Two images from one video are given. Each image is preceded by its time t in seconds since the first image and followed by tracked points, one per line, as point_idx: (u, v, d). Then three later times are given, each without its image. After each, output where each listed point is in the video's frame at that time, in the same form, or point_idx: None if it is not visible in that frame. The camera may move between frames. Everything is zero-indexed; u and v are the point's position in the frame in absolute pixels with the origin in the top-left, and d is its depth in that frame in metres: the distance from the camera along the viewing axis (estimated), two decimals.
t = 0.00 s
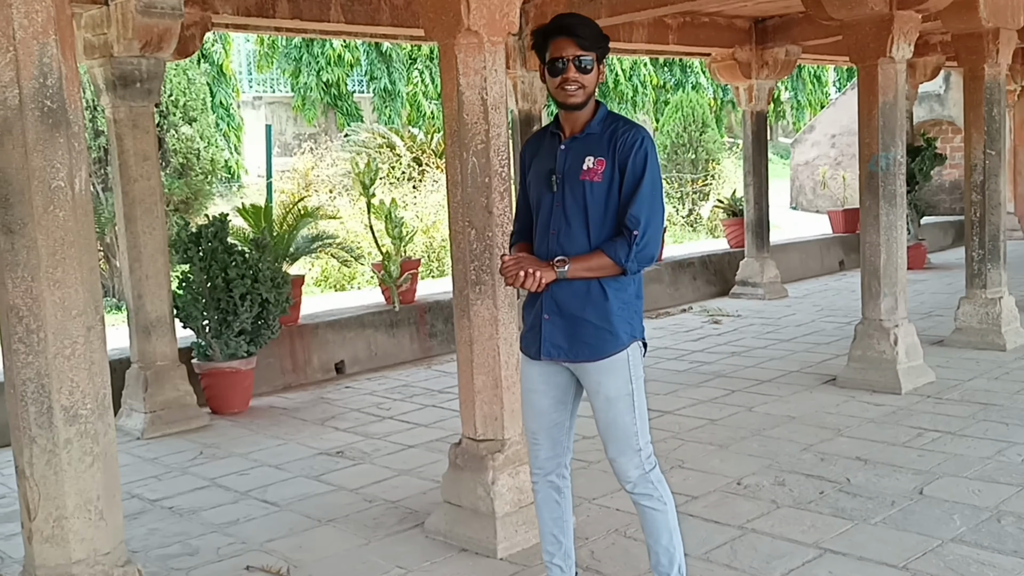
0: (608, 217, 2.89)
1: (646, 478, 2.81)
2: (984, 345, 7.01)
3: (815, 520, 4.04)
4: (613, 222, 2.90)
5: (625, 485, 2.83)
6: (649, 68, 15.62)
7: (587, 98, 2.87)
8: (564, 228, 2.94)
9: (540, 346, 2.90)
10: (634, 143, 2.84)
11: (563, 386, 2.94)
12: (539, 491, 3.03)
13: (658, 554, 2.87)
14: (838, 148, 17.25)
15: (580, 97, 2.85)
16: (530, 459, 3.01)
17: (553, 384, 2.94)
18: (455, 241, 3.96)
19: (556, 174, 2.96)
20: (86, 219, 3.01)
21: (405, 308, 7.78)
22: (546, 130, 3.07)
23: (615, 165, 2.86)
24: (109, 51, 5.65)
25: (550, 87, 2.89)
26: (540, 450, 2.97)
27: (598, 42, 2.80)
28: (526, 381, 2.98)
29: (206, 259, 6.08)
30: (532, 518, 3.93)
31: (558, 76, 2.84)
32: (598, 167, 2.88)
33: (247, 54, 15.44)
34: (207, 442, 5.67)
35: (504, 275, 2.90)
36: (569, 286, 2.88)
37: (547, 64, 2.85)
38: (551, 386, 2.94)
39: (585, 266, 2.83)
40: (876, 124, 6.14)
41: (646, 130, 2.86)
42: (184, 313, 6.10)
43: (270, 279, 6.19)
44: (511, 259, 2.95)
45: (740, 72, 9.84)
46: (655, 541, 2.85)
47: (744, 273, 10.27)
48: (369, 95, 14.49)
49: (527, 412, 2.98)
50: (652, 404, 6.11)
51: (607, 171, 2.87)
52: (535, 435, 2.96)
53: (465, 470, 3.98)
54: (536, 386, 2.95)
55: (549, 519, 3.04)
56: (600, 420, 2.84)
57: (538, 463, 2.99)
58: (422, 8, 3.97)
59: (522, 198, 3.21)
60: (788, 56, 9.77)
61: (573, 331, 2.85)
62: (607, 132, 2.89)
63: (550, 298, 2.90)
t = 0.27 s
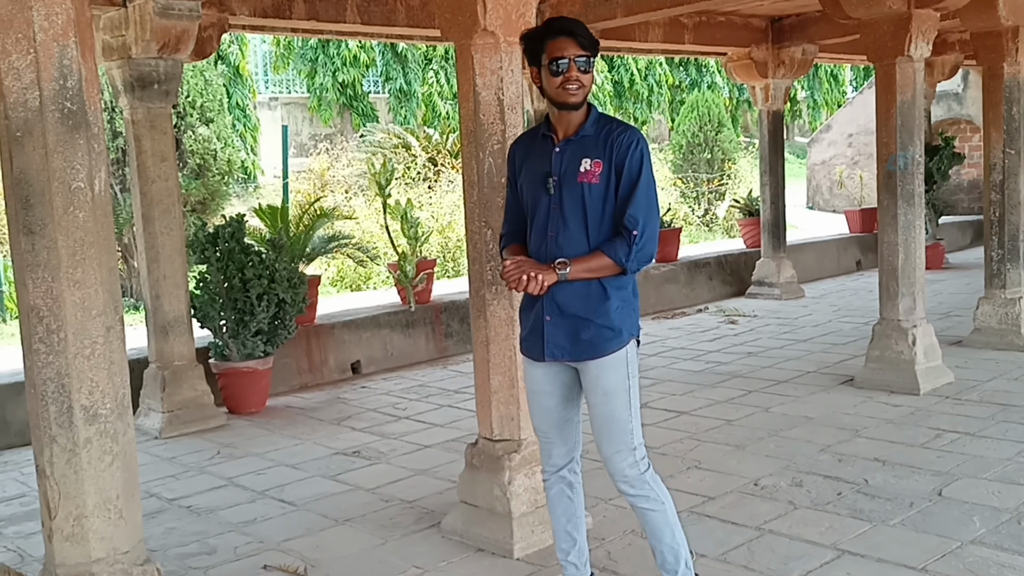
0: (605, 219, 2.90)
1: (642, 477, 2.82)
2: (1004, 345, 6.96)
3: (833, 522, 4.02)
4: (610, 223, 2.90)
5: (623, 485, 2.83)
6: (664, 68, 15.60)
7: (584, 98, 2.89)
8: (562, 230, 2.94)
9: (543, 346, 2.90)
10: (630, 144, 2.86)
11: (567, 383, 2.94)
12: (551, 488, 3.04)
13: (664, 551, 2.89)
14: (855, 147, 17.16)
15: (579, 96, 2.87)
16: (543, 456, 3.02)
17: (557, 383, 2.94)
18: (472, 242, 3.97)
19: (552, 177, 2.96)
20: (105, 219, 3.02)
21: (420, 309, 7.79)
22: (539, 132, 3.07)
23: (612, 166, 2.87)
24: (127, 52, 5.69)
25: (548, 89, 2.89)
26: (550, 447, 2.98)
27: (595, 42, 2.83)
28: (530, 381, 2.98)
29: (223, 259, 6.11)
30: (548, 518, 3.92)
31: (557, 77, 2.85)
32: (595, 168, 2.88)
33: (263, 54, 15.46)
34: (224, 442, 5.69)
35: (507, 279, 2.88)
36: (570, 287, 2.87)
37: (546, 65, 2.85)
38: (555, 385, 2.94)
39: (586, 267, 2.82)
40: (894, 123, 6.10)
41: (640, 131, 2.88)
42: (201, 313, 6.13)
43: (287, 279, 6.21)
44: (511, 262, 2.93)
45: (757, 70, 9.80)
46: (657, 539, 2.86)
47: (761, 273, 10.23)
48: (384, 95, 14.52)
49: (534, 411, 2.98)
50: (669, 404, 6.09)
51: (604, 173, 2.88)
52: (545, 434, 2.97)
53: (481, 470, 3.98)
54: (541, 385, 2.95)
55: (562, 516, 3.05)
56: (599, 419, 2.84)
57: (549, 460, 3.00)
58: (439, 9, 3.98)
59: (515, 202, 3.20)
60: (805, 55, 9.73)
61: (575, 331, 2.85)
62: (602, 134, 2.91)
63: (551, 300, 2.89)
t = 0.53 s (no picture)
0: (615, 219, 2.90)
1: (665, 470, 2.84)
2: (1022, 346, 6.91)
3: (850, 523, 4.00)
4: (620, 223, 2.91)
5: (646, 478, 2.84)
6: (680, 67, 15.59)
7: (588, 99, 2.90)
8: (573, 231, 2.92)
9: (563, 347, 2.88)
10: (637, 144, 2.88)
11: (581, 384, 2.95)
12: (565, 490, 3.04)
13: (680, 548, 2.90)
14: (872, 147, 17.07)
15: (585, 97, 2.87)
16: (556, 459, 3.02)
17: (571, 384, 2.94)
18: (487, 242, 3.97)
19: (560, 177, 2.94)
20: (124, 220, 3.04)
21: (435, 309, 7.80)
22: (541, 135, 3.05)
23: (621, 166, 2.89)
24: (145, 54, 5.73)
25: (553, 90, 2.89)
26: (565, 449, 2.98)
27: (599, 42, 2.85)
28: (543, 384, 2.98)
29: (239, 260, 6.14)
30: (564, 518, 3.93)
31: (564, 79, 2.84)
32: (605, 168, 2.89)
33: (278, 55, 15.43)
34: (240, 441, 5.72)
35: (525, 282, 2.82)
36: (587, 286, 2.85)
37: (552, 68, 2.84)
38: (568, 387, 2.94)
39: (604, 266, 2.81)
40: (911, 123, 6.07)
41: (645, 131, 2.91)
42: (218, 313, 6.16)
43: (303, 280, 6.24)
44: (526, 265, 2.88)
45: (772, 70, 9.77)
46: (677, 533, 2.86)
47: (777, 273, 10.19)
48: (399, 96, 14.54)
49: (547, 414, 2.98)
50: (685, 405, 6.08)
51: (614, 173, 2.89)
52: (560, 436, 2.97)
53: (497, 470, 3.99)
54: (555, 388, 2.95)
55: (575, 519, 3.05)
56: (621, 415, 2.85)
57: (564, 462, 3.00)
58: (454, 9, 3.98)
59: (514, 206, 3.17)
60: (821, 55, 9.69)
61: (594, 330, 2.84)
62: (607, 134, 2.92)
63: (569, 300, 2.86)
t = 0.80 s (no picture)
0: (626, 217, 2.93)
1: (683, 465, 2.87)
2: None
3: (859, 524, 3.99)
4: (629, 222, 2.93)
5: (666, 472, 2.85)
6: (688, 67, 15.59)
7: (591, 97, 2.89)
8: (587, 232, 2.92)
9: (583, 348, 2.86)
10: (643, 143, 2.92)
11: (592, 385, 2.94)
12: (572, 492, 3.02)
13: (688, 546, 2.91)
14: (881, 146, 17.02)
15: (589, 95, 2.87)
16: (564, 461, 2.99)
17: (583, 384, 2.93)
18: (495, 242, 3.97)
19: (571, 178, 2.92)
20: (131, 221, 3.05)
21: (443, 309, 7.80)
22: (544, 137, 3.03)
23: (630, 165, 2.91)
24: (153, 56, 5.75)
25: (556, 90, 2.87)
26: (574, 451, 2.96)
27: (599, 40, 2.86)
28: (553, 386, 2.95)
29: (247, 260, 6.15)
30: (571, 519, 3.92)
31: (567, 78, 2.84)
32: (615, 167, 2.90)
33: (286, 55, 15.42)
34: (248, 441, 5.74)
35: (551, 285, 2.78)
36: (607, 285, 2.85)
37: (554, 67, 2.84)
38: (580, 388, 2.93)
39: (624, 264, 2.82)
40: (920, 122, 6.04)
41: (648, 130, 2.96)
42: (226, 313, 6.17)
43: (310, 280, 6.25)
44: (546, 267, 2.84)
45: (781, 70, 9.76)
46: (690, 528, 2.87)
47: (785, 273, 10.17)
48: (407, 96, 14.57)
49: (557, 416, 2.96)
50: (693, 405, 6.07)
51: (623, 172, 2.91)
52: (570, 438, 2.94)
53: (504, 471, 3.98)
54: (566, 390, 2.93)
55: (582, 520, 3.03)
56: (639, 411, 2.85)
57: (573, 463, 2.98)
58: (461, 10, 3.98)
59: (515, 211, 3.10)
60: (830, 54, 9.67)
61: (613, 328, 2.85)
62: (612, 133, 2.94)
63: (589, 301, 2.86)
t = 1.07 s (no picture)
0: (637, 217, 2.94)
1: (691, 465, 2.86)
2: None
3: (863, 524, 3.98)
4: (640, 221, 2.95)
5: (674, 473, 2.84)
6: (691, 67, 15.46)
7: (600, 96, 2.90)
8: (601, 232, 2.91)
9: (599, 347, 2.86)
10: (653, 142, 2.94)
11: (603, 386, 2.94)
12: (578, 493, 3.01)
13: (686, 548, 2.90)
14: (885, 146, 16.98)
15: (598, 94, 2.87)
16: (572, 461, 2.98)
17: (595, 385, 2.93)
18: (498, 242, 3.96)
19: (584, 176, 2.92)
20: (134, 221, 3.06)
21: (446, 309, 7.81)
22: (553, 136, 3.02)
23: (641, 163, 2.93)
24: (157, 56, 5.75)
25: (565, 90, 2.88)
26: (582, 451, 2.95)
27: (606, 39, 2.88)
28: (564, 387, 2.95)
29: (251, 260, 6.15)
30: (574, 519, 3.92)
31: (576, 77, 2.84)
32: (627, 165, 2.91)
33: (290, 56, 15.46)
34: (252, 441, 5.74)
35: (573, 287, 2.77)
36: (623, 285, 2.85)
37: (563, 66, 2.84)
38: (592, 388, 2.93)
39: (641, 264, 2.83)
40: (924, 122, 6.02)
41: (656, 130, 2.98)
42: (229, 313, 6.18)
43: (314, 280, 6.25)
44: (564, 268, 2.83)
45: (784, 69, 9.74)
46: (692, 531, 2.87)
47: (789, 273, 10.15)
48: (411, 96, 14.58)
49: (567, 417, 2.95)
50: (696, 405, 6.06)
51: (635, 170, 2.92)
52: (579, 438, 2.94)
53: (508, 471, 3.98)
54: (577, 390, 2.93)
55: (587, 522, 3.03)
56: (650, 410, 2.85)
57: (581, 464, 2.97)
58: (464, 10, 3.98)
59: (523, 212, 3.08)
60: (833, 54, 9.65)
61: (628, 327, 2.85)
62: (622, 132, 2.95)
63: (605, 300, 2.86)
